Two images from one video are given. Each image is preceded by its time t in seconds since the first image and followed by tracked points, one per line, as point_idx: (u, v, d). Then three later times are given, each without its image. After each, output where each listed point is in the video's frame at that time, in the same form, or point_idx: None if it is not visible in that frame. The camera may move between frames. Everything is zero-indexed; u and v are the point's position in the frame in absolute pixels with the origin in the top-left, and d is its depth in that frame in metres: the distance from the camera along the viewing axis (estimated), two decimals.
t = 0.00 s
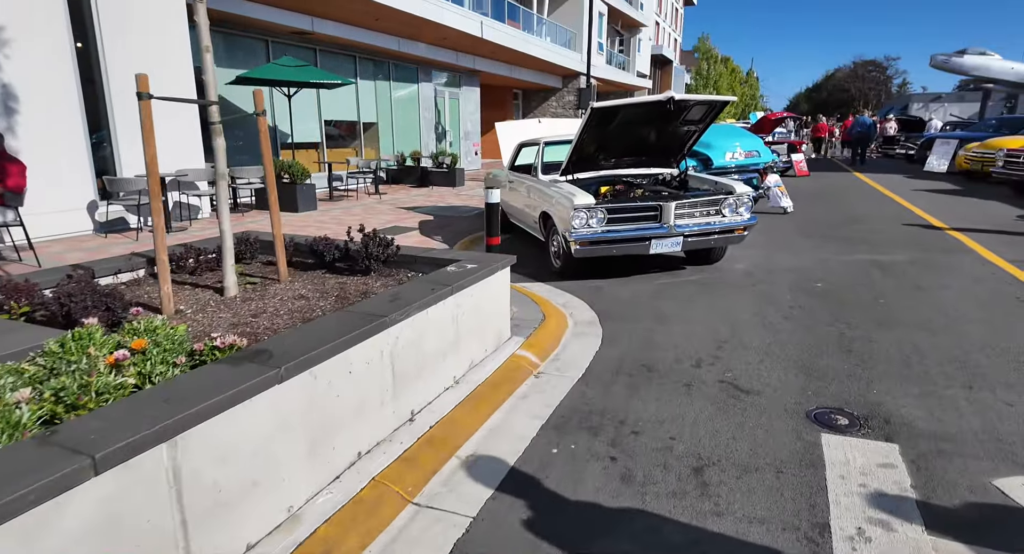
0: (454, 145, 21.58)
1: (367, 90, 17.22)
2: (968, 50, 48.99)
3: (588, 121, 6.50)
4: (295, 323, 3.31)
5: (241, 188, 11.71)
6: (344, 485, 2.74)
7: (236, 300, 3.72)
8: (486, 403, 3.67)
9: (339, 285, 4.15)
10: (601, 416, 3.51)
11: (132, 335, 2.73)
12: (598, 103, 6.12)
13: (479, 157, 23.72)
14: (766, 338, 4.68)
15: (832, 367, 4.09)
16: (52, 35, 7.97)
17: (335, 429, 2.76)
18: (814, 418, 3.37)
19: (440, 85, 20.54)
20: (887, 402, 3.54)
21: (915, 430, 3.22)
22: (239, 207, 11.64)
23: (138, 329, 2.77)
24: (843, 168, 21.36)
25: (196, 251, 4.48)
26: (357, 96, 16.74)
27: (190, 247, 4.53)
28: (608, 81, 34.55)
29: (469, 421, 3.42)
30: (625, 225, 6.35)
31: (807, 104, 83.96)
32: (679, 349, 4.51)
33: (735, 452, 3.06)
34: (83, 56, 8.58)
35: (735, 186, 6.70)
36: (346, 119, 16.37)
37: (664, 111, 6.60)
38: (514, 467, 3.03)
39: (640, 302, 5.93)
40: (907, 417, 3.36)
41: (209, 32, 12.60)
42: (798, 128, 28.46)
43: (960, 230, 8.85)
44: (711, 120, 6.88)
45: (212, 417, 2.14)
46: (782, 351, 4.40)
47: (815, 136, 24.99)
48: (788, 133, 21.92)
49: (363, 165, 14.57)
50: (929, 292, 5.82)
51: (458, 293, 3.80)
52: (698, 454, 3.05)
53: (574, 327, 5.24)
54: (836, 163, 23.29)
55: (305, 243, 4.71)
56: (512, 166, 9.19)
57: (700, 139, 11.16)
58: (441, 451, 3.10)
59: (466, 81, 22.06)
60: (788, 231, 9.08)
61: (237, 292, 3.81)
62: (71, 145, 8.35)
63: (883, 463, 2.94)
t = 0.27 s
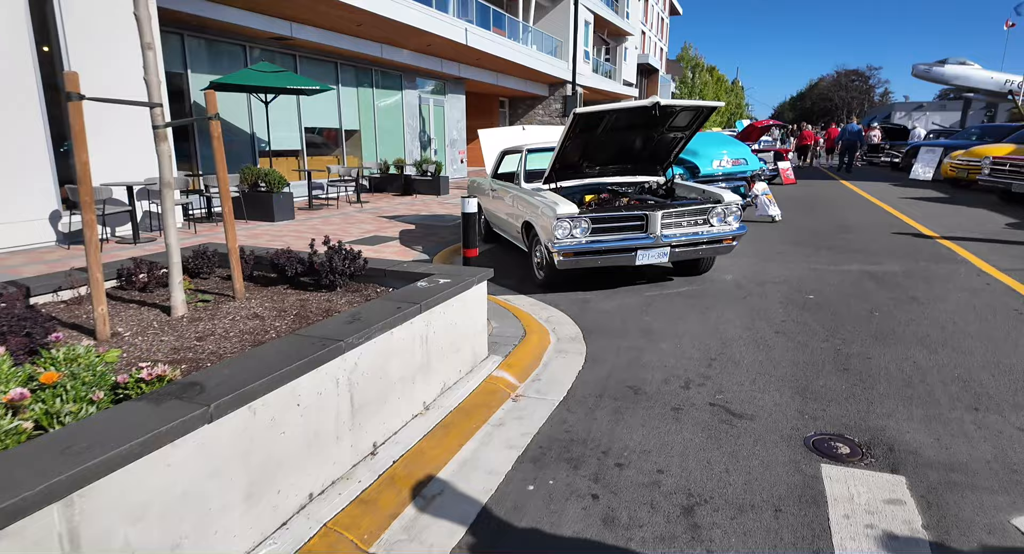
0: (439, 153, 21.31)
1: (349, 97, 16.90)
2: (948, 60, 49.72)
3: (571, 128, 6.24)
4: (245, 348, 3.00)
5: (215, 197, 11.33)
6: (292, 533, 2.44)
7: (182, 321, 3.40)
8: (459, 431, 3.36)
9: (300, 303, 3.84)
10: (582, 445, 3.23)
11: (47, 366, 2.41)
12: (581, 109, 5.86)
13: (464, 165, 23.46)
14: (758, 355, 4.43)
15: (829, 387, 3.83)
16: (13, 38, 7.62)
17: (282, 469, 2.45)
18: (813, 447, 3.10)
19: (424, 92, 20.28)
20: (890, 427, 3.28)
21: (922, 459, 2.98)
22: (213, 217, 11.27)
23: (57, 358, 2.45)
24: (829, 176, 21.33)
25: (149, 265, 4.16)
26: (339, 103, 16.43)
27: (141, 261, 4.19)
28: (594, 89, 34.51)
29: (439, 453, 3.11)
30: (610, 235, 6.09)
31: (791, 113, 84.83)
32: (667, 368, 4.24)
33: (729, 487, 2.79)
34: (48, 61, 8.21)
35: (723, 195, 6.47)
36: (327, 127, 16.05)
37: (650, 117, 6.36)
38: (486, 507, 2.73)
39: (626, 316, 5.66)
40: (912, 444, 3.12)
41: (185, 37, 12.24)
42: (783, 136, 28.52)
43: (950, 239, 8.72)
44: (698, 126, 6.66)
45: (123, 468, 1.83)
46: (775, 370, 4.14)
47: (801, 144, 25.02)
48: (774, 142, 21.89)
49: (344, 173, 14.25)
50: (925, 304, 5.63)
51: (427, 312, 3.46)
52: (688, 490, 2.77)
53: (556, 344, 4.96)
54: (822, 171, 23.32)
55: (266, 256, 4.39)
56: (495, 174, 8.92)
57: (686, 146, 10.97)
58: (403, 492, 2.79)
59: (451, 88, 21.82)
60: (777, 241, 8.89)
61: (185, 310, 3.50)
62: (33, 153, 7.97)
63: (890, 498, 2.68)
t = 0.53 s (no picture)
0: (424, 159, 21.03)
1: (331, 102, 16.58)
2: (930, 66, 50.29)
3: (552, 136, 5.99)
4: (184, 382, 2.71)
5: (188, 206, 10.97)
6: None
7: (118, 347, 3.09)
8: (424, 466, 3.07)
9: (253, 326, 3.54)
10: (559, 482, 2.95)
11: None
12: (562, 115, 5.60)
13: (450, 171, 23.18)
14: (748, 375, 4.18)
15: (823, 411, 3.60)
16: None
17: (215, 524, 2.17)
18: (808, 483, 2.86)
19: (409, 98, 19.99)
20: (890, 459, 3.05)
21: (927, 496, 2.74)
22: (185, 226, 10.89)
23: None
24: (815, 182, 21.31)
25: (93, 282, 3.84)
26: (320, 108, 16.09)
27: (84, 277, 3.86)
28: (581, 95, 34.39)
29: (399, 494, 2.82)
30: (594, 246, 5.84)
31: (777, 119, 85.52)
32: (652, 391, 3.98)
33: (720, 532, 2.53)
34: (9, 63, 7.90)
35: (710, 204, 6.25)
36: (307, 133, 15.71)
37: (634, 124, 6.13)
38: None
39: (610, 331, 5.40)
40: (915, 478, 2.87)
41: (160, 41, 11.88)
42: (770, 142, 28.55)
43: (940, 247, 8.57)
44: (684, 133, 6.44)
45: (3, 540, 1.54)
46: (767, 392, 3.90)
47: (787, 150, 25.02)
48: (760, 147, 21.84)
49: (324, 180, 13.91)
50: (919, 317, 5.42)
51: (389, 336, 3.15)
52: (674, 536, 2.51)
53: (536, 362, 4.67)
54: (808, 177, 23.29)
55: (220, 272, 4.07)
56: (477, 182, 8.65)
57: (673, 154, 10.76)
58: (355, 542, 2.49)
59: (436, 93, 21.55)
60: (765, 250, 8.69)
61: (123, 335, 3.18)
62: None
63: (896, 545, 2.43)
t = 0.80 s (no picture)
0: (406, 163, 20.68)
1: (309, 105, 16.21)
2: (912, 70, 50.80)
3: (527, 138, 5.70)
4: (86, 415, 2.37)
5: (154, 211, 10.56)
6: None
7: (24, 374, 2.74)
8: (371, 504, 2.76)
9: (186, 346, 3.21)
10: (521, 521, 2.63)
11: None
12: (537, 115, 5.32)
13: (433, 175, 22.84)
14: (731, 392, 3.91)
15: (811, 433, 3.33)
16: None
17: None
18: (796, 518, 2.58)
19: (390, 101, 19.66)
20: (885, 489, 2.78)
21: (926, 533, 2.47)
22: (151, 233, 10.47)
23: None
24: (801, 186, 21.24)
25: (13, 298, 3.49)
26: (297, 111, 15.71)
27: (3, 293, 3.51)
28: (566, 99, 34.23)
29: (339, 539, 2.50)
30: (571, 253, 5.54)
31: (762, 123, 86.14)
32: (628, 410, 3.69)
33: None
34: None
35: (691, 209, 5.99)
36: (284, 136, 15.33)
37: (613, 125, 5.86)
38: None
39: (586, 343, 5.11)
40: (913, 512, 2.61)
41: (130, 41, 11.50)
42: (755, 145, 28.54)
43: (927, 251, 8.39)
44: (665, 135, 6.18)
45: None
46: (751, 411, 3.62)
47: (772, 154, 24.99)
48: (745, 151, 21.76)
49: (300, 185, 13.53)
50: (909, 326, 5.20)
51: (331, 358, 2.82)
52: None
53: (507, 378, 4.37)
54: (793, 181, 23.23)
55: (158, 285, 3.74)
56: (453, 186, 8.36)
57: (656, 157, 10.54)
58: None
59: (418, 97, 21.23)
60: (750, 256, 8.47)
61: (33, 359, 2.84)
62: None
63: None
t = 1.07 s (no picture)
0: (393, 169, 20.36)
1: (293, 110, 15.88)
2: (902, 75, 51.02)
3: (506, 145, 5.40)
4: None
5: (126, 220, 10.19)
6: None
7: None
8: None
9: (114, 379, 2.88)
10: None
11: None
12: (516, 121, 5.02)
13: (421, 181, 22.53)
14: (720, 422, 3.61)
15: (808, 472, 3.03)
16: None
17: None
18: None
19: (377, 106, 19.35)
20: (891, 541, 2.48)
21: None
22: (123, 242, 10.10)
23: None
24: (792, 191, 21.07)
25: None
26: (280, 116, 15.36)
27: None
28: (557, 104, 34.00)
29: None
30: (552, 267, 5.24)
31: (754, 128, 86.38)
32: (609, 444, 3.38)
33: None
34: None
35: (680, 219, 5.71)
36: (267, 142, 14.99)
37: (596, 132, 5.57)
38: None
39: (568, 363, 4.80)
40: None
41: (102, 44, 11.15)
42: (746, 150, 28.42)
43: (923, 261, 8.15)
44: (651, 143, 5.91)
45: None
46: (742, 444, 3.32)
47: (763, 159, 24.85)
48: (736, 156, 21.59)
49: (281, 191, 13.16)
50: (907, 342, 4.94)
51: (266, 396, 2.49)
52: None
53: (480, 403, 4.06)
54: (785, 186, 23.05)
55: (92, 308, 3.40)
56: (434, 194, 8.05)
57: (645, 163, 10.27)
58: None
59: (406, 102, 20.92)
60: (741, 266, 8.18)
61: None
62: None
63: None
